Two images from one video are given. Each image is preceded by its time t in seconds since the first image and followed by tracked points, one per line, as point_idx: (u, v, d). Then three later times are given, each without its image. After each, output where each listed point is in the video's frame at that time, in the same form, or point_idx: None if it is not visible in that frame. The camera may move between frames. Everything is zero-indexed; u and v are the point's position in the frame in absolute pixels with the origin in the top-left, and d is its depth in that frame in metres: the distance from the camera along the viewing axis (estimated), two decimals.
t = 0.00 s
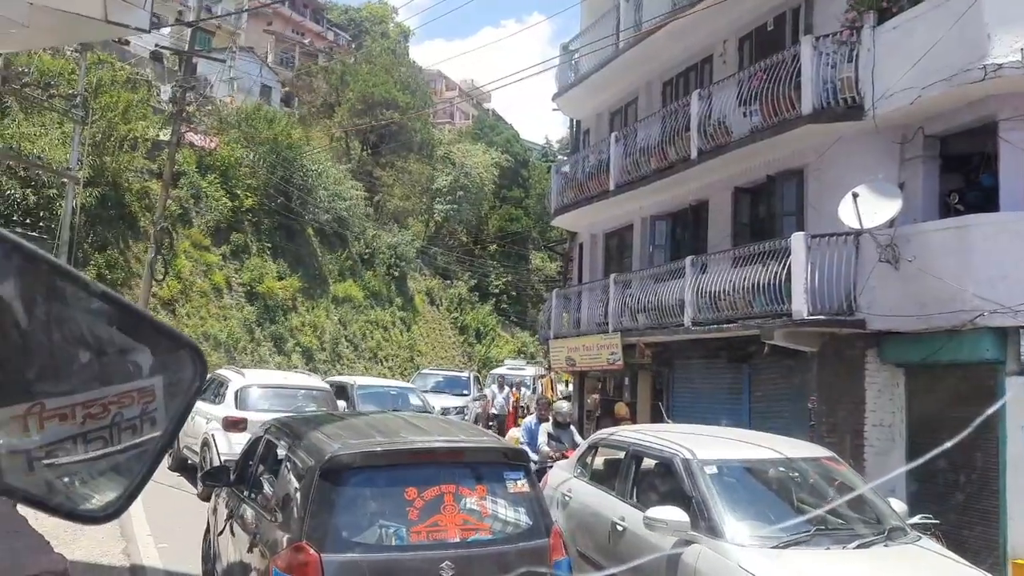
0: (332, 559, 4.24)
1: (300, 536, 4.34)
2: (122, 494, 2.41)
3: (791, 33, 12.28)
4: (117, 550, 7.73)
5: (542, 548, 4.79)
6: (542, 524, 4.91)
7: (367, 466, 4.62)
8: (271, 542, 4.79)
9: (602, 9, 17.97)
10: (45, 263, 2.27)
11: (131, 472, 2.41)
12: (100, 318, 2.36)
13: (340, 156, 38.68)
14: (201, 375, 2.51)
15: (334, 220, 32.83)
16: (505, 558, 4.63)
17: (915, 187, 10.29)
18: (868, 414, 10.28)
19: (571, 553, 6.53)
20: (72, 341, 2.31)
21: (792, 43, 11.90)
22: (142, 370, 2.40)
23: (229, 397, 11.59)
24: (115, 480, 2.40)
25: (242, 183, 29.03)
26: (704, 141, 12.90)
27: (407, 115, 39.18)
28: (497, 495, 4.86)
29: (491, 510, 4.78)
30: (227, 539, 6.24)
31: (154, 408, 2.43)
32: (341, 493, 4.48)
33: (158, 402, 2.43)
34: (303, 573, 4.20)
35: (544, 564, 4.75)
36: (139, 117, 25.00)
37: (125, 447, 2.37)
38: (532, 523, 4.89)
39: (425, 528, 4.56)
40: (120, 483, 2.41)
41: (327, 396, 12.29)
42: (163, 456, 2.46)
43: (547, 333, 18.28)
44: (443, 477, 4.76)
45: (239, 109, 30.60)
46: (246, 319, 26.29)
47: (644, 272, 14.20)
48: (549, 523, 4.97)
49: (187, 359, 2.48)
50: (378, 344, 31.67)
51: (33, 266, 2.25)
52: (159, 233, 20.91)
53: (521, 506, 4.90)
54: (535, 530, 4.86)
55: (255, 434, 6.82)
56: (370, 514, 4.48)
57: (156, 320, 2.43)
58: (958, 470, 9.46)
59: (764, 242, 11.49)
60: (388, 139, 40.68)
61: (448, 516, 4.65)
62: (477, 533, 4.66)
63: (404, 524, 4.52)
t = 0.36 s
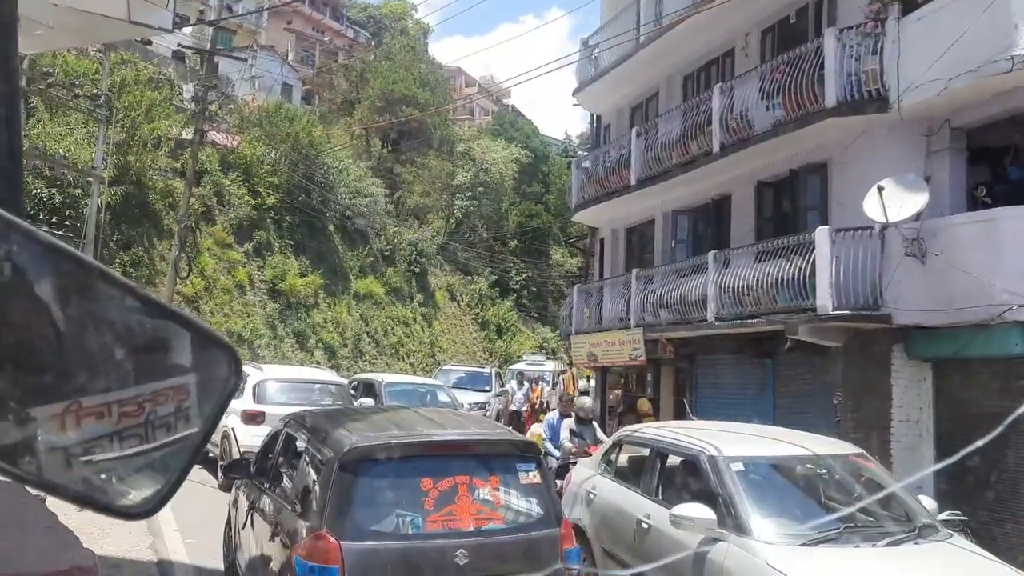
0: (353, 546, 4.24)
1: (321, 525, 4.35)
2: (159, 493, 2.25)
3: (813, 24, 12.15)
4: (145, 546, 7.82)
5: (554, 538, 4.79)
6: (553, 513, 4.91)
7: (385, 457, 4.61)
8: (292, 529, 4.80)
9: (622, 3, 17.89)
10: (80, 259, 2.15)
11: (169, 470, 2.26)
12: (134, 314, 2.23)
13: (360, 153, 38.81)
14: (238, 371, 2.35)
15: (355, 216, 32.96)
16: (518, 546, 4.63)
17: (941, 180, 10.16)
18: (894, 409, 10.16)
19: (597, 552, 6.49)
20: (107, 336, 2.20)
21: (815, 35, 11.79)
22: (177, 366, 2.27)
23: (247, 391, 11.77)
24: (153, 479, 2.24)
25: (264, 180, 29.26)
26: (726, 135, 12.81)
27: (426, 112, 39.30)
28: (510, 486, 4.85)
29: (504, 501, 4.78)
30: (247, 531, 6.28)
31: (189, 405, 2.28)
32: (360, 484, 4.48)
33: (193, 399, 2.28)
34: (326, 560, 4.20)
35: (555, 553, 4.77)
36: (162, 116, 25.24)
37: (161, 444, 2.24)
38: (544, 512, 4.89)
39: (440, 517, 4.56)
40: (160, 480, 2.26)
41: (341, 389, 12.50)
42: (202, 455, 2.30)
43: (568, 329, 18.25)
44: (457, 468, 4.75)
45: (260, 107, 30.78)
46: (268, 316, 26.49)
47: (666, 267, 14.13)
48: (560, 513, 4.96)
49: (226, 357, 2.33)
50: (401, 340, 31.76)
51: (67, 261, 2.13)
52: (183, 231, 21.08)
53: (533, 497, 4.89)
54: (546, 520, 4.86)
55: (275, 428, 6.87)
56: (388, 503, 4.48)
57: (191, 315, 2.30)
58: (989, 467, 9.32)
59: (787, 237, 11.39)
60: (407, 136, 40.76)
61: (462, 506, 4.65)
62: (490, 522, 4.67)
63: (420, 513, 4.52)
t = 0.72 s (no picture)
0: (366, 532, 4.36)
1: (336, 511, 4.46)
2: (186, 479, 2.35)
3: (836, 19, 12.05)
4: (168, 539, 7.94)
5: (556, 525, 4.93)
6: (556, 501, 5.07)
7: (397, 446, 4.72)
8: (308, 512, 4.93)
9: None
10: (107, 254, 2.22)
11: (194, 458, 2.35)
12: (159, 308, 2.32)
13: (381, 148, 38.94)
14: (259, 364, 2.40)
15: (376, 211, 33.09)
16: (524, 534, 4.76)
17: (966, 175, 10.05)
18: (916, 406, 10.07)
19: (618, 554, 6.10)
20: (136, 331, 2.29)
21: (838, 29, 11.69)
22: (202, 360, 2.34)
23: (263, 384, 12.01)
24: (181, 466, 2.35)
25: (285, 176, 29.49)
26: (748, 130, 12.77)
27: (446, 107, 39.39)
28: (517, 475, 4.98)
29: (510, 489, 4.91)
30: (264, 519, 6.37)
31: (213, 396, 2.36)
32: (373, 474, 4.59)
33: (217, 391, 2.36)
34: (338, 544, 4.33)
35: (559, 539, 4.91)
36: (184, 112, 25.51)
37: (187, 433, 2.33)
38: (548, 500, 5.04)
39: (449, 504, 4.67)
40: (185, 467, 2.35)
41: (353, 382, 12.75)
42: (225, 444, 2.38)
43: (588, 325, 18.24)
44: (465, 458, 4.87)
45: (281, 103, 30.97)
46: (289, 312, 26.70)
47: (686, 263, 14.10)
48: (563, 500, 5.11)
49: (248, 351, 2.39)
50: (421, 336, 31.87)
51: (95, 257, 2.20)
52: (204, 226, 21.28)
53: (538, 485, 5.04)
54: (550, 507, 5.00)
55: (291, 419, 6.94)
56: (399, 491, 4.59)
57: (212, 309, 2.36)
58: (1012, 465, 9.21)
59: (808, 233, 11.35)
60: (428, 131, 40.83)
61: (470, 494, 4.77)
62: (498, 510, 4.79)
63: (430, 500, 4.63)
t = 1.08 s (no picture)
0: (363, 518, 4.50)
1: (332, 497, 4.60)
2: (191, 480, 2.12)
3: (850, 10, 11.91)
4: (173, 533, 7.92)
5: (548, 512, 5.01)
6: (549, 489, 5.14)
7: (393, 435, 4.85)
8: (309, 501, 4.91)
9: None
10: (106, 257, 2.08)
11: (199, 458, 2.13)
12: (159, 310, 2.16)
13: (390, 140, 38.92)
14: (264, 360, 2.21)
15: (384, 202, 33.06)
16: (516, 520, 4.86)
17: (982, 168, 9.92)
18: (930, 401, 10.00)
19: (628, 551, 5.97)
20: (136, 331, 2.12)
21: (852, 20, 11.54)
22: (204, 360, 2.16)
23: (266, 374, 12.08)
24: (184, 466, 2.11)
25: (293, 167, 29.52)
26: (760, 122, 12.66)
27: (455, 98, 39.32)
28: (509, 463, 5.09)
29: (503, 476, 5.02)
30: (264, 507, 6.36)
31: (216, 396, 2.16)
32: (371, 461, 4.72)
33: (220, 391, 2.16)
34: (337, 529, 4.47)
35: (550, 526, 4.99)
36: (191, 102, 25.53)
37: (189, 433, 2.11)
38: (540, 487, 5.11)
39: (443, 491, 4.80)
40: (190, 465, 2.13)
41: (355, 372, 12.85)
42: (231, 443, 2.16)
43: (598, 318, 18.17)
44: (459, 447, 4.99)
45: (289, 94, 30.95)
46: (298, 303, 26.74)
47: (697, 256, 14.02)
48: (556, 488, 5.18)
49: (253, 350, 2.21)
50: (430, 328, 31.85)
51: (94, 258, 2.07)
52: (213, 218, 21.32)
53: (531, 473, 5.12)
54: (542, 495, 5.08)
55: (291, 407, 6.90)
56: (396, 478, 4.73)
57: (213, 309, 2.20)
58: None
59: (819, 226, 11.26)
60: (437, 123, 40.77)
61: (464, 481, 4.89)
62: (491, 497, 4.90)
63: (425, 487, 4.77)
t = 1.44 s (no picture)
0: (354, 508, 4.52)
1: (323, 487, 4.61)
2: (192, 478, 2.38)
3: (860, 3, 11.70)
4: (173, 531, 7.75)
5: (535, 503, 5.00)
6: (537, 481, 5.12)
7: (386, 427, 4.83)
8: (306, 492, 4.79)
9: None
10: (112, 254, 2.32)
11: (201, 454, 2.40)
12: (166, 309, 2.39)
13: (393, 136, 38.68)
14: (264, 358, 2.47)
15: (387, 199, 32.85)
16: (502, 511, 4.86)
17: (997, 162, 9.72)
18: (940, 400, 9.83)
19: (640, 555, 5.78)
20: (142, 328, 2.35)
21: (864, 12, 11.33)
22: (207, 357, 2.42)
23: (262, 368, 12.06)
24: (188, 463, 2.39)
25: (296, 163, 29.34)
26: (768, 116, 12.47)
27: (458, 94, 39.08)
28: (498, 455, 5.07)
29: (492, 468, 5.00)
30: (260, 500, 6.20)
31: (218, 393, 2.42)
32: (362, 452, 4.72)
33: (221, 388, 2.42)
34: (328, 518, 4.50)
35: (537, 517, 4.97)
36: (195, 97, 25.37)
37: (191, 429, 2.38)
38: (528, 480, 5.09)
39: (433, 482, 4.79)
40: (196, 463, 2.40)
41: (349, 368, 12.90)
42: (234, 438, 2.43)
43: (602, 315, 17.95)
44: (449, 439, 4.98)
45: (292, 90, 30.78)
46: (300, 300, 26.54)
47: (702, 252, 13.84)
48: (544, 479, 5.18)
49: (252, 346, 2.47)
50: (432, 325, 31.65)
51: (101, 257, 2.30)
52: (214, 213, 21.13)
53: (519, 466, 5.11)
54: (529, 487, 5.06)
55: (286, 403, 6.70)
56: (386, 469, 4.73)
57: (218, 308, 2.45)
58: None
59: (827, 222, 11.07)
60: (440, 118, 40.52)
61: (454, 472, 4.88)
62: (479, 488, 4.89)
63: (414, 478, 4.76)
